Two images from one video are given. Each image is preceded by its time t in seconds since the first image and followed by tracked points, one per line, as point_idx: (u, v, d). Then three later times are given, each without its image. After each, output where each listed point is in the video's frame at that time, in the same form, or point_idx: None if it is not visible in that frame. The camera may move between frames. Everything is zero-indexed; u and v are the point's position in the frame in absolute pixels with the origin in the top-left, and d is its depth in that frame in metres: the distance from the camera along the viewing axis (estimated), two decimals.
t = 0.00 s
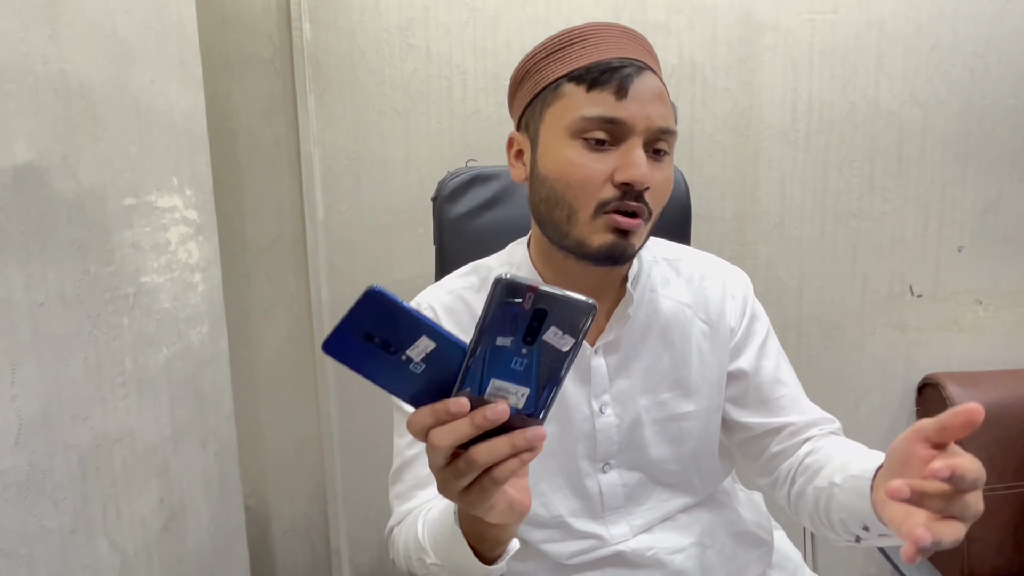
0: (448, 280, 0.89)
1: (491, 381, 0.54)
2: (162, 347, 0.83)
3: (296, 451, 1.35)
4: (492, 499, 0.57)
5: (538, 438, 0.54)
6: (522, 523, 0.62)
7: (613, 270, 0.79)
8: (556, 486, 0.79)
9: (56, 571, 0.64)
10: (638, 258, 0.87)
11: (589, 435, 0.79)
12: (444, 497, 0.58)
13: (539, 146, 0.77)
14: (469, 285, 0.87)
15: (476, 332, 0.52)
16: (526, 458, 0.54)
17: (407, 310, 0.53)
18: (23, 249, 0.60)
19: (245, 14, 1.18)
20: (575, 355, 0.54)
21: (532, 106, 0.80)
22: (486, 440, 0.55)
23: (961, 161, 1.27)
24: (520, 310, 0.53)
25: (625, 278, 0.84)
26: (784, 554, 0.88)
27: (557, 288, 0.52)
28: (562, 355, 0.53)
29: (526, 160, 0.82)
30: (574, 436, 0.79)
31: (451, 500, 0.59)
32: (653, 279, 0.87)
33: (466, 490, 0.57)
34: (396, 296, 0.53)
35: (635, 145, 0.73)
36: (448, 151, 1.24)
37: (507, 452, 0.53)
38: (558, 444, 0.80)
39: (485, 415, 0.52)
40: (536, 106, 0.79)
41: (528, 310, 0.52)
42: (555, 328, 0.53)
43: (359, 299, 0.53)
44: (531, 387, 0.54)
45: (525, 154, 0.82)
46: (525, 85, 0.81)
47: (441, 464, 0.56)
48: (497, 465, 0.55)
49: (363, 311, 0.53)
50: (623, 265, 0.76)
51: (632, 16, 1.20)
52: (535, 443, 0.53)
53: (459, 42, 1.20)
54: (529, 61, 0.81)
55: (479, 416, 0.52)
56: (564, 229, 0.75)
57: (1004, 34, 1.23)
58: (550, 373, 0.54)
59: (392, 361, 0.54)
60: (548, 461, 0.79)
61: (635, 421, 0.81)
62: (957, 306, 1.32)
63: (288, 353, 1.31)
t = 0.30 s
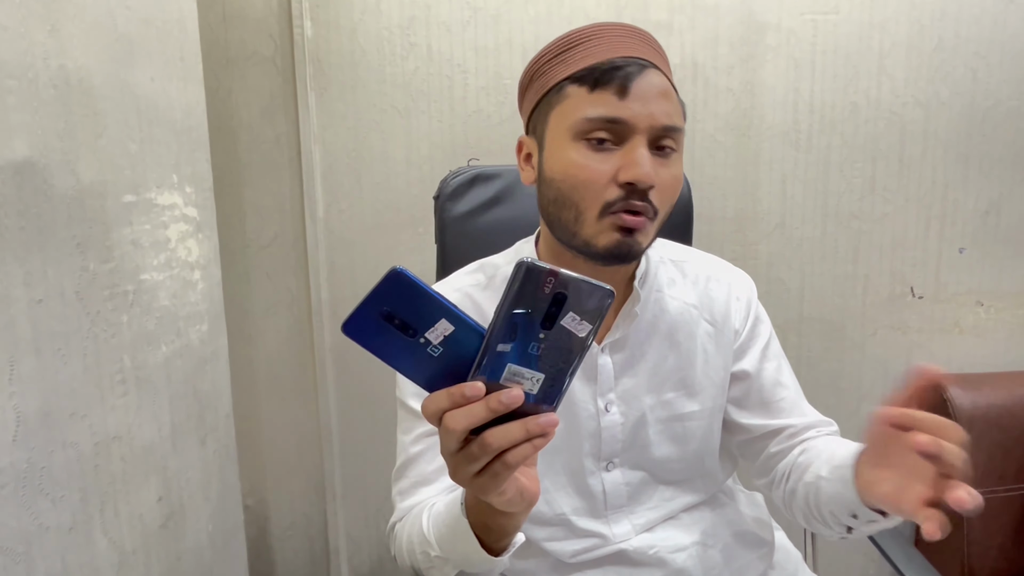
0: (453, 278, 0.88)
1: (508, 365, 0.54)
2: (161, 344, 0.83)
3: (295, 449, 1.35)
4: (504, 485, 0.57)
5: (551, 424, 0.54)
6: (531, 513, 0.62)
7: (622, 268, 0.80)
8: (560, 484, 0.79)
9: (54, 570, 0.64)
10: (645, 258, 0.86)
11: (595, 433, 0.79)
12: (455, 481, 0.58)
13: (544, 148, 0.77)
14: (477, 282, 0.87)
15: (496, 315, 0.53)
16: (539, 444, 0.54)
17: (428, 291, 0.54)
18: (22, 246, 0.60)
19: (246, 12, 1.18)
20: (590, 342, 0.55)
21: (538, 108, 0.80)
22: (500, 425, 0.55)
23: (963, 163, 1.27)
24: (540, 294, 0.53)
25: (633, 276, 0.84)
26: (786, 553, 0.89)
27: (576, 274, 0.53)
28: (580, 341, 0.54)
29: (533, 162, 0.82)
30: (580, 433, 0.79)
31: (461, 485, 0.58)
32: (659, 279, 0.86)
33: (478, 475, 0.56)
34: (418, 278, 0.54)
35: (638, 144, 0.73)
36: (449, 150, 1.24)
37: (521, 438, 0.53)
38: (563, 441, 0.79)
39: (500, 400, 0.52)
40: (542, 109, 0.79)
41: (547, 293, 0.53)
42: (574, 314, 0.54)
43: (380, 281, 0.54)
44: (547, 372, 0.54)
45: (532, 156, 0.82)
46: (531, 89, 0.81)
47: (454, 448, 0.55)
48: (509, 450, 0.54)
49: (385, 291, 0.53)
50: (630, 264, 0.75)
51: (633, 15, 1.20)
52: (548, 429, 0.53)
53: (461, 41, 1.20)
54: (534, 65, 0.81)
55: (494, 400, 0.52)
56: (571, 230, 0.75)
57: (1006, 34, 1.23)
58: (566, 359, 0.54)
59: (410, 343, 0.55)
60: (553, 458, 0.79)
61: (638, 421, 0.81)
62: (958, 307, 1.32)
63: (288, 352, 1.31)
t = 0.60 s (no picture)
0: (457, 274, 0.88)
1: (496, 364, 0.53)
2: (159, 342, 0.82)
3: (294, 449, 1.34)
4: (494, 484, 0.57)
5: (540, 424, 0.53)
6: (523, 510, 0.62)
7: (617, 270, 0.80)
8: (560, 483, 0.79)
9: (50, 567, 0.64)
10: (646, 257, 0.85)
11: (596, 433, 0.79)
12: (446, 480, 0.58)
13: (518, 161, 0.79)
14: (480, 279, 0.86)
15: (483, 314, 0.52)
16: (528, 444, 0.53)
17: (415, 291, 0.53)
18: (19, 242, 0.60)
19: (247, 10, 1.18)
20: (579, 340, 0.54)
21: (512, 121, 0.81)
22: (489, 424, 0.55)
23: (965, 164, 1.26)
24: (529, 294, 0.52)
25: (636, 277, 0.83)
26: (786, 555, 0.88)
27: (564, 273, 0.52)
28: (569, 341, 0.53)
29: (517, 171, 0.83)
30: (580, 433, 0.79)
31: (452, 484, 0.58)
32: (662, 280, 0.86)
33: (467, 473, 0.56)
34: (404, 278, 0.53)
35: (599, 142, 0.72)
36: (449, 149, 1.23)
37: (509, 437, 0.53)
38: (563, 441, 0.79)
39: (487, 399, 0.51)
40: (513, 122, 0.80)
41: (536, 294, 0.52)
42: (563, 313, 0.53)
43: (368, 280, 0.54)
44: (536, 371, 0.54)
45: (516, 167, 0.83)
46: (506, 103, 0.83)
47: (443, 447, 0.55)
48: (498, 450, 0.54)
49: (371, 291, 0.53)
50: (614, 261, 0.75)
51: (635, 15, 1.19)
52: (537, 428, 0.53)
53: (461, 40, 1.19)
54: (507, 78, 0.83)
55: (481, 400, 0.52)
56: (551, 236, 0.76)
57: (1009, 35, 1.22)
58: (556, 360, 0.53)
59: (398, 344, 0.54)
60: (553, 457, 0.79)
61: (641, 422, 0.80)
62: (959, 308, 1.31)
63: (287, 350, 1.30)
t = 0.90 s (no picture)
0: (454, 274, 0.88)
1: (482, 354, 0.54)
2: (159, 341, 0.82)
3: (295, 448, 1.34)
4: (483, 476, 0.57)
5: (528, 413, 0.53)
6: (514, 503, 0.62)
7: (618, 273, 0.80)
8: (553, 485, 0.78)
9: (49, 565, 0.64)
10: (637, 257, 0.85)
11: (589, 435, 0.79)
12: (436, 475, 0.57)
13: (522, 158, 0.78)
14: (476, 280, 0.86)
15: (468, 304, 0.53)
16: (516, 434, 0.53)
17: (399, 282, 0.54)
18: (19, 240, 0.60)
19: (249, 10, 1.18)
20: (564, 328, 0.55)
21: (519, 114, 0.79)
22: (477, 415, 0.55)
23: (968, 164, 1.26)
24: (512, 280, 0.53)
25: (626, 278, 0.83)
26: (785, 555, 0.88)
27: (548, 260, 0.53)
28: (555, 328, 0.54)
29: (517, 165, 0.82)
30: (573, 436, 0.79)
31: (442, 479, 0.58)
32: (653, 280, 0.86)
33: (457, 466, 0.56)
34: (389, 269, 0.54)
35: (607, 157, 0.72)
36: (450, 149, 1.23)
37: (497, 428, 0.53)
38: (556, 444, 0.79)
39: (474, 389, 0.51)
40: (522, 116, 0.79)
41: (519, 279, 0.53)
42: (546, 300, 0.54)
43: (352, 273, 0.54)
44: (523, 360, 0.54)
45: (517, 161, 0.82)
46: (515, 93, 0.81)
47: (432, 440, 0.55)
48: (486, 441, 0.54)
49: (356, 284, 0.53)
50: (603, 276, 0.76)
51: (637, 15, 1.19)
52: (525, 418, 0.53)
53: (463, 40, 1.19)
54: (520, 66, 0.80)
55: (468, 390, 0.52)
56: (545, 241, 0.76)
57: (1013, 36, 1.22)
58: (542, 347, 0.54)
59: (384, 336, 0.55)
60: (546, 459, 0.79)
61: (633, 423, 0.80)
62: (963, 310, 1.31)
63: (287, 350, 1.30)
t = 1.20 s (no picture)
0: (454, 274, 0.89)
1: (480, 353, 0.54)
2: (163, 340, 0.83)
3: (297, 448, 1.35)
4: (481, 474, 0.57)
5: (525, 412, 0.54)
6: (512, 500, 0.62)
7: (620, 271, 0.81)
8: (552, 487, 0.79)
9: (54, 562, 0.64)
10: (639, 261, 0.86)
11: (587, 437, 0.79)
12: (435, 474, 0.58)
13: (525, 151, 0.78)
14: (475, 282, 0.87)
15: (465, 304, 0.53)
16: (513, 431, 0.54)
17: (396, 282, 0.55)
18: (25, 239, 0.60)
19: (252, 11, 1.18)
20: (559, 327, 0.55)
21: (523, 110, 0.80)
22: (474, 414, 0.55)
23: (969, 165, 1.26)
24: (507, 279, 0.54)
25: (629, 282, 0.83)
26: (786, 556, 0.88)
27: (543, 260, 0.54)
28: (550, 327, 0.55)
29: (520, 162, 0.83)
30: (571, 438, 0.79)
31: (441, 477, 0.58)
32: (655, 283, 0.86)
33: (455, 464, 0.57)
34: (386, 270, 0.54)
35: (612, 145, 0.72)
36: (452, 150, 1.24)
37: (494, 426, 0.53)
38: (554, 445, 0.79)
39: (472, 388, 0.52)
40: (525, 110, 0.80)
41: (515, 279, 0.54)
42: (541, 300, 0.54)
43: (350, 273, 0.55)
44: (519, 359, 0.55)
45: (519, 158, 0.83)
46: (518, 90, 0.82)
47: (430, 439, 0.56)
48: (484, 440, 0.55)
49: (354, 284, 0.54)
50: (609, 267, 0.76)
51: (638, 17, 1.20)
52: (522, 416, 0.54)
53: (465, 41, 1.20)
54: (524, 63, 0.82)
55: (465, 388, 0.52)
56: (550, 233, 0.76)
57: (1014, 37, 1.22)
58: (538, 347, 0.55)
59: (381, 335, 0.55)
60: (544, 459, 0.79)
61: (632, 427, 0.80)
62: (963, 311, 1.31)
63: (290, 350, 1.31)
